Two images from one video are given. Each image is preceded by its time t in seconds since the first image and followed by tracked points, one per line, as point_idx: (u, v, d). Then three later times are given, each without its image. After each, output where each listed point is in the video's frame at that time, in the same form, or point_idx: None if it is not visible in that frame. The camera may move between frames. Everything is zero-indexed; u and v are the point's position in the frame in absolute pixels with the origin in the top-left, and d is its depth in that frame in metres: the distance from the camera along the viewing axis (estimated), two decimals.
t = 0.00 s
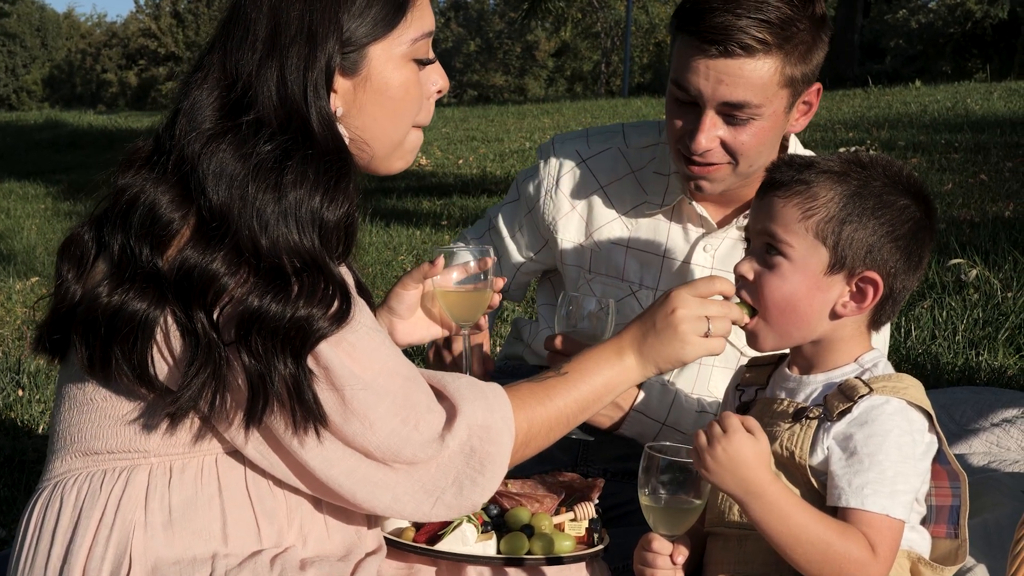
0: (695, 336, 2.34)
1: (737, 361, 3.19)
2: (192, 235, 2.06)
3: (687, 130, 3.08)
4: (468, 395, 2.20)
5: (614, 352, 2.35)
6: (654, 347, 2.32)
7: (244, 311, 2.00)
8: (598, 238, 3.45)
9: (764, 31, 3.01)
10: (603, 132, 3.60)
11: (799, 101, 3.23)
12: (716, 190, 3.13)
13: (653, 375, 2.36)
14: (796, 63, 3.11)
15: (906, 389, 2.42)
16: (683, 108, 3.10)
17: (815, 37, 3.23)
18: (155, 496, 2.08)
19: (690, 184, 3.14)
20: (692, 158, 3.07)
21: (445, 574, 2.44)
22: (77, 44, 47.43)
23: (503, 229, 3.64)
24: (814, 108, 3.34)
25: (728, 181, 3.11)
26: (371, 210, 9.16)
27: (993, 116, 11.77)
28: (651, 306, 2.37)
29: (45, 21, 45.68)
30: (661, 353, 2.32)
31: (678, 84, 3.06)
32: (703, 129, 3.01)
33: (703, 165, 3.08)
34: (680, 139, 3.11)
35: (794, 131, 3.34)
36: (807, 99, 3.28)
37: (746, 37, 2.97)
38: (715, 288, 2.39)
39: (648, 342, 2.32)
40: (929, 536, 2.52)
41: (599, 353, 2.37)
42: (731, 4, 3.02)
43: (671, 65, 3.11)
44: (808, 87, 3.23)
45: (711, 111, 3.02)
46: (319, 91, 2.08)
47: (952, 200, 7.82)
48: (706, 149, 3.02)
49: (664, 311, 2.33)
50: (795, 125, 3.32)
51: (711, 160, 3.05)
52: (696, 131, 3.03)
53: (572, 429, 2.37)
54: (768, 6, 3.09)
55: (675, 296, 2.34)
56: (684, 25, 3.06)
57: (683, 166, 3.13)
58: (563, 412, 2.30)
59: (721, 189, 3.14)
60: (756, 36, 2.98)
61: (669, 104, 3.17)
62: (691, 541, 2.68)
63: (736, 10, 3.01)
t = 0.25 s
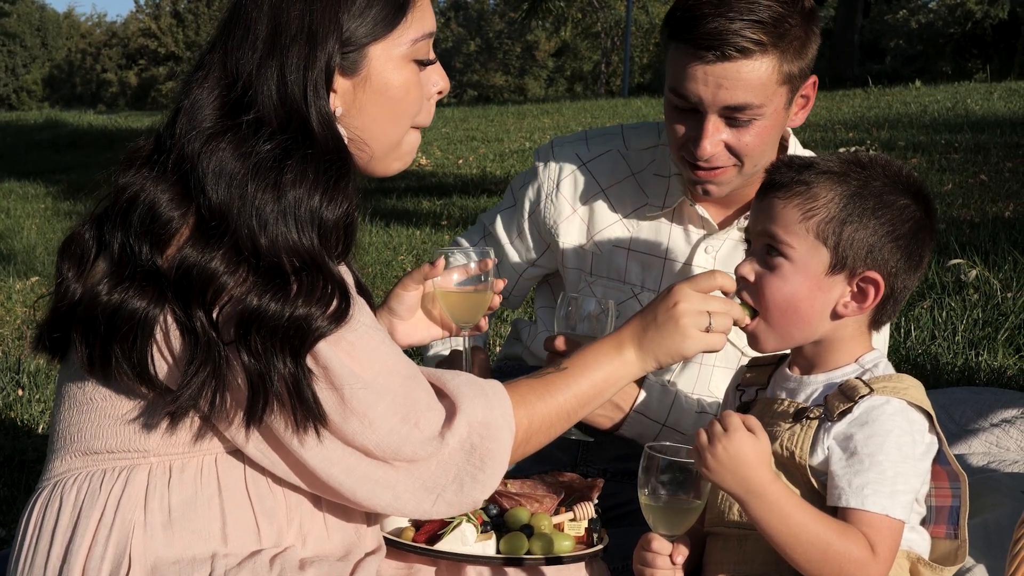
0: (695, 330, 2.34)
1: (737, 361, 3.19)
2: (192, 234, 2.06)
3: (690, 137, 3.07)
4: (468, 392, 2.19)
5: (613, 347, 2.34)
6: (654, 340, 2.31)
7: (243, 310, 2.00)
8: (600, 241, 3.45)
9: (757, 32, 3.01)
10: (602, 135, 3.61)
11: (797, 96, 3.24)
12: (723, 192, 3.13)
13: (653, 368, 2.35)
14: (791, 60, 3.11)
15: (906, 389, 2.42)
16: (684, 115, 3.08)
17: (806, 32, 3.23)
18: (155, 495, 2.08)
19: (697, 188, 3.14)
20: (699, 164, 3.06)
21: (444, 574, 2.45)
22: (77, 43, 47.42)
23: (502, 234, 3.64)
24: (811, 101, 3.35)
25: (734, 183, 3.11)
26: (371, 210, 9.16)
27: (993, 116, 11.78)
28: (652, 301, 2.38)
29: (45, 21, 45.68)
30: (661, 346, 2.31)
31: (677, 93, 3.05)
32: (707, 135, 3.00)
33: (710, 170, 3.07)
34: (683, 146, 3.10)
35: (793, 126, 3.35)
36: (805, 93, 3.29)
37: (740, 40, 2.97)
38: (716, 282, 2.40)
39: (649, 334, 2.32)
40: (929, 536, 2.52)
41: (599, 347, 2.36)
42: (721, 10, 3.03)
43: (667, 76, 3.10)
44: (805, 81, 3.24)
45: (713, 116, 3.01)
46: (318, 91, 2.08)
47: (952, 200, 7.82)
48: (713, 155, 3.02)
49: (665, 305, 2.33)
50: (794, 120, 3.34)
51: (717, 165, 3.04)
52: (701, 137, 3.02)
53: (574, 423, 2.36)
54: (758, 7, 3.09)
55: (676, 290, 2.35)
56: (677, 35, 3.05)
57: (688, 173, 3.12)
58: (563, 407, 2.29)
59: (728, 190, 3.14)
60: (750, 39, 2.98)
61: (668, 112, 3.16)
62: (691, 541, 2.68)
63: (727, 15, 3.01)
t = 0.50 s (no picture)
0: (698, 324, 2.34)
1: (737, 361, 3.21)
2: (191, 232, 2.06)
3: (687, 141, 3.07)
4: (469, 387, 2.20)
5: (614, 341, 2.35)
6: (657, 333, 2.32)
7: (242, 308, 2.00)
8: (601, 243, 3.45)
9: (745, 31, 3.00)
10: (600, 135, 3.61)
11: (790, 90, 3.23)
12: (723, 194, 3.13)
13: (656, 362, 2.35)
14: (781, 56, 3.09)
15: (907, 389, 2.42)
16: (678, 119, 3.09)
17: (794, 26, 3.22)
18: (154, 495, 2.08)
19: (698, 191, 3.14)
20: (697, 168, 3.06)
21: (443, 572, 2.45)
22: (77, 43, 47.45)
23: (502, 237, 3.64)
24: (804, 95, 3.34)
25: (733, 183, 3.11)
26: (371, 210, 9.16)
27: (993, 116, 11.78)
28: (656, 297, 2.38)
29: (45, 21, 45.70)
30: (663, 340, 2.32)
31: (670, 100, 3.05)
32: (703, 139, 3.00)
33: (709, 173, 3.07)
34: (680, 150, 3.10)
35: (788, 121, 3.35)
36: (797, 87, 3.27)
37: (727, 42, 2.96)
38: (719, 277, 2.40)
39: (651, 328, 2.32)
40: (929, 536, 2.52)
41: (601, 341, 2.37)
42: (706, 14, 3.02)
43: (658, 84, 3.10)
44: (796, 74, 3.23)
45: (708, 118, 3.01)
46: (317, 90, 2.08)
47: (952, 200, 7.82)
48: (711, 158, 3.01)
49: (669, 299, 2.34)
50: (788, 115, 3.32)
51: (716, 167, 3.04)
52: (697, 140, 3.01)
53: (576, 417, 2.36)
54: (743, 6, 3.07)
55: (679, 284, 2.35)
56: (665, 43, 3.05)
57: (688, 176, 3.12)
58: (565, 401, 2.29)
59: (728, 190, 3.14)
60: (738, 39, 2.97)
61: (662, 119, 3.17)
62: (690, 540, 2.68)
63: (713, 18, 3.00)
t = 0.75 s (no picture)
0: (700, 318, 2.34)
1: (736, 361, 3.21)
2: (190, 231, 2.06)
3: (683, 145, 3.07)
4: (471, 381, 2.20)
5: (617, 334, 2.35)
6: (658, 326, 2.31)
7: (241, 307, 2.00)
8: (599, 245, 3.47)
9: (733, 30, 2.99)
10: (597, 137, 3.64)
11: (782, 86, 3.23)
12: (722, 195, 3.14)
13: (657, 356, 2.35)
14: (770, 53, 3.08)
15: (907, 389, 2.42)
16: (673, 123, 3.09)
17: (780, 22, 3.21)
18: (153, 494, 2.08)
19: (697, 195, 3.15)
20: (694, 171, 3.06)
21: (443, 572, 2.46)
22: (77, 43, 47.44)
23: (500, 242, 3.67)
24: (795, 91, 3.36)
25: (731, 184, 3.11)
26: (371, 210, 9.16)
27: (992, 116, 11.78)
28: (658, 291, 2.38)
29: (45, 21, 45.70)
30: (665, 336, 2.31)
31: (663, 104, 3.03)
32: (699, 142, 3.00)
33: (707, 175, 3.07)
34: (677, 155, 3.11)
35: (781, 116, 3.35)
36: (788, 83, 3.29)
37: (716, 42, 2.94)
38: (720, 272, 2.39)
39: (652, 322, 2.32)
40: (929, 536, 2.52)
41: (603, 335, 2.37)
42: (692, 17, 3.01)
43: (649, 89, 3.09)
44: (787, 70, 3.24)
45: (702, 119, 2.99)
46: (316, 89, 2.07)
47: (951, 200, 7.82)
48: (707, 160, 3.01)
49: (671, 293, 2.34)
50: (780, 111, 3.33)
51: (713, 169, 3.04)
52: (693, 142, 3.01)
53: (579, 412, 2.35)
54: (727, 6, 3.07)
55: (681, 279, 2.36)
56: (653, 48, 3.04)
57: (686, 180, 3.13)
58: (565, 396, 2.29)
59: (727, 192, 3.15)
60: (726, 39, 2.96)
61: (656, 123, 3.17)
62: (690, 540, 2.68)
63: (699, 20, 2.99)
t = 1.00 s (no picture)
0: (702, 317, 2.34)
1: (735, 363, 3.21)
2: (189, 231, 2.06)
3: (678, 147, 3.06)
4: (471, 381, 2.19)
5: (619, 333, 2.35)
6: (660, 325, 2.31)
7: (240, 307, 2.00)
8: (597, 248, 3.47)
9: (723, 30, 2.99)
10: (593, 138, 3.62)
11: (774, 84, 3.22)
12: (720, 198, 3.14)
13: (659, 355, 2.35)
14: (760, 51, 3.08)
15: (908, 390, 2.42)
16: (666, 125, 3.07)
17: (769, 19, 3.21)
18: (153, 495, 2.08)
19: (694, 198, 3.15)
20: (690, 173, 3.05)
21: (443, 572, 2.46)
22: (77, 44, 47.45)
23: (497, 247, 3.66)
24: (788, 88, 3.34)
25: (728, 186, 3.11)
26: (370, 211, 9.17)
27: (992, 116, 11.78)
28: (660, 291, 2.38)
29: (45, 22, 45.71)
30: (667, 336, 2.31)
31: (656, 107, 3.03)
32: (693, 144, 3.00)
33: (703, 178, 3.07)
34: (672, 158, 3.10)
35: (775, 114, 3.34)
36: (780, 81, 3.28)
37: (706, 42, 2.95)
38: (721, 271, 2.39)
39: (653, 321, 2.31)
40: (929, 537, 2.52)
41: (604, 333, 2.37)
42: (680, 19, 3.02)
43: (641, 92, 3.08)
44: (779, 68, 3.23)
45: (696, 121, 2.99)
46: (315, 90, 2.08)
47: (951, 200, 7.83)
48: (703, 162, 3.01)
49: (672, 293, 2.34)
50: (774, 110, 3.32)
51: (708, 171, 3.04)
52: (687, 144, 3.01)
53: (580, 410, 2.35)
54: (715, 6, 3.07)
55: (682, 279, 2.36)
56: (643, 51, 3.04)
57: (681, 184, 3.13)
58: (565, 394, 2.29)
59: (724, 195, 3.15)
60: (716, 38, 2.96)
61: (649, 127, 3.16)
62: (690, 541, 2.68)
63: (688, 22, 3.00)
